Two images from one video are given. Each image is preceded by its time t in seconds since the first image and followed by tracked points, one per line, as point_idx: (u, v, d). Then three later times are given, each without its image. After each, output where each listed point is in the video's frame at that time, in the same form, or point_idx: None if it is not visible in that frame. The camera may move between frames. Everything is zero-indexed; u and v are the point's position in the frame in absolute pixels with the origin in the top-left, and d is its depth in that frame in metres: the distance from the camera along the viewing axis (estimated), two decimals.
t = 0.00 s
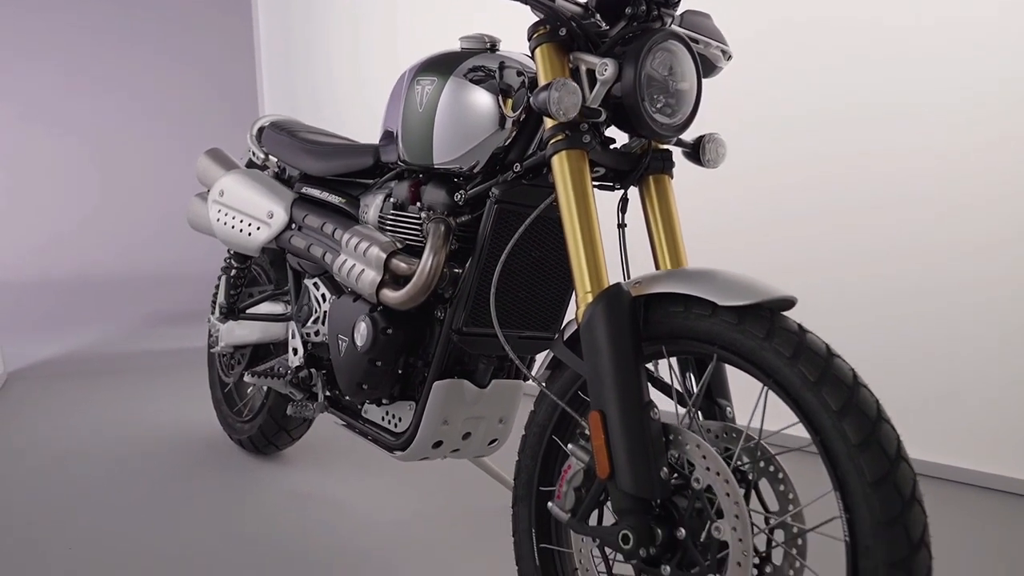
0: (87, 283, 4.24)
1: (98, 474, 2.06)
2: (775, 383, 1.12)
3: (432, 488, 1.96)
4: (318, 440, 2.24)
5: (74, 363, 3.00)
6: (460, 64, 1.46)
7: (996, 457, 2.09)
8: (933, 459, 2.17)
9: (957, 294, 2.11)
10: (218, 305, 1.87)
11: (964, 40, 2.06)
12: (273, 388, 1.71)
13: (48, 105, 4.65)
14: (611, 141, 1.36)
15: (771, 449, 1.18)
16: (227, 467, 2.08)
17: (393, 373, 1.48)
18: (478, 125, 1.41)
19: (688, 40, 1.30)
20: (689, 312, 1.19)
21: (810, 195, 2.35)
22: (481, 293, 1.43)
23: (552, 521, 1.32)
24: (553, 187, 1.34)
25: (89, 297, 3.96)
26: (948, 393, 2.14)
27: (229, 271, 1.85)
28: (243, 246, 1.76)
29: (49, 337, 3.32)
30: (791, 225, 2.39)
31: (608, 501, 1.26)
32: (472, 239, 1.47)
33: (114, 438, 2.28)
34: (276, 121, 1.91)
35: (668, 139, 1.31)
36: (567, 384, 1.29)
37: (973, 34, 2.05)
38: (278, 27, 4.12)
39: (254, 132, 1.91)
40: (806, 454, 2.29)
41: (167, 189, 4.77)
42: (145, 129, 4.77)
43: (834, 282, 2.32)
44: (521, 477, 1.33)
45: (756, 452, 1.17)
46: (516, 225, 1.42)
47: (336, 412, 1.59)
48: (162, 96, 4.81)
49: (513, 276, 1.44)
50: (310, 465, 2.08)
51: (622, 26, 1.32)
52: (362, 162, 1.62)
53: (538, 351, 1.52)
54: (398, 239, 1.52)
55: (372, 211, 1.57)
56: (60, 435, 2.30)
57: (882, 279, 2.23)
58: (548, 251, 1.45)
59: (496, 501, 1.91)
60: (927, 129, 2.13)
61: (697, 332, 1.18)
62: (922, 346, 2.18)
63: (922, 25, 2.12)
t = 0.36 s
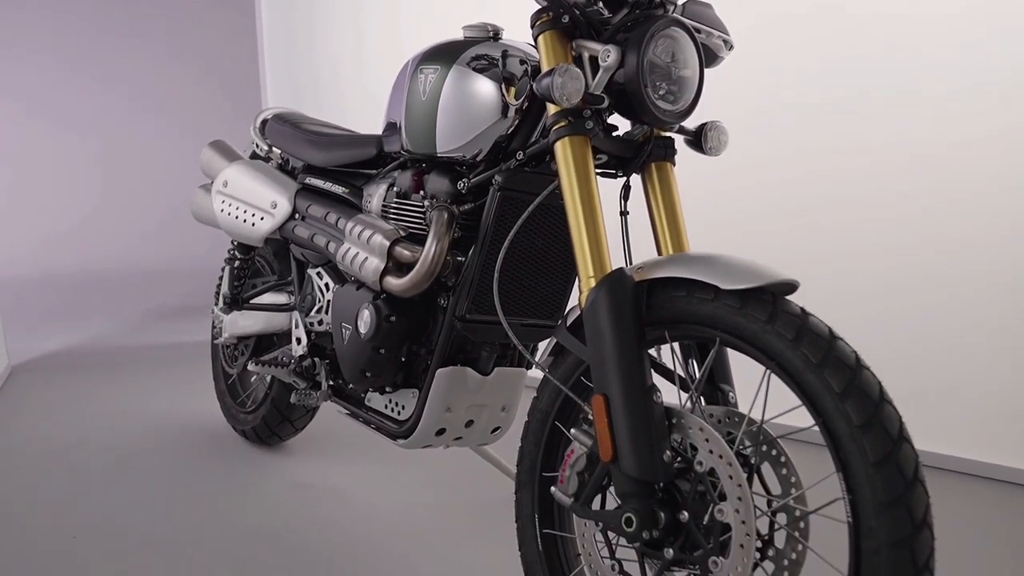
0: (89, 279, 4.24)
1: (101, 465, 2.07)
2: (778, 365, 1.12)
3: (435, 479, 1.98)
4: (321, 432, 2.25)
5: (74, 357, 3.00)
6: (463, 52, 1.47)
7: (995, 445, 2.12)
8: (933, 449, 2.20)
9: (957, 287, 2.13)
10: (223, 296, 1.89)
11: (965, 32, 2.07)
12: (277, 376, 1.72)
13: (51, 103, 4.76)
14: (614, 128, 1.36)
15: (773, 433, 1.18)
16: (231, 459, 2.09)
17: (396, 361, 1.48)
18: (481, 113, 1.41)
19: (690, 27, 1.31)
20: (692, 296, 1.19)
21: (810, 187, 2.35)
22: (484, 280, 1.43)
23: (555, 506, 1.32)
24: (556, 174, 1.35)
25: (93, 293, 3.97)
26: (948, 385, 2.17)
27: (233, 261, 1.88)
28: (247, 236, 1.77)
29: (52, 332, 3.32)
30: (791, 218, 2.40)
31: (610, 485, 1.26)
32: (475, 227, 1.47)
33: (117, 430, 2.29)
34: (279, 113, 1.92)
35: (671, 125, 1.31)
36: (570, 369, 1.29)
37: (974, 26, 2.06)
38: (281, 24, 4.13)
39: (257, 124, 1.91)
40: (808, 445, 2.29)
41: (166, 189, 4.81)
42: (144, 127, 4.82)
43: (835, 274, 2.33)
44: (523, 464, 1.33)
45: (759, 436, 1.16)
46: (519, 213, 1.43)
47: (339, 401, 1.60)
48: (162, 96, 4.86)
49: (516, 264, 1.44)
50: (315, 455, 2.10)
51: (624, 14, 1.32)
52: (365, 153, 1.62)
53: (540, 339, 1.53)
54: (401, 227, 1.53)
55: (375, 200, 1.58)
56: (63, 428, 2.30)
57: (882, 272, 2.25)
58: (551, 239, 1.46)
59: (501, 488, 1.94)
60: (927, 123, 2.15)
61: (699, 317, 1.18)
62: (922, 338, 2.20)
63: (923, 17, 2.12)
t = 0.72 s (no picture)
0: (90, 274, 4.24)
1: (104, 455, 2.07)
2: (780, 343, 1.12)
3: (438, 465, 1.99)
4: (324, 420, 2.26)
5: (76, 350, 3.00)
6: (465, 37, 1.47)
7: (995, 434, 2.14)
8: (934, 437, 2.20)
9: (957, 274, 2.14)
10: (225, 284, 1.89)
11: (965, 19, 2.07)
12: (280, 363, 1.73)
13: (59, 99, 4.88)
14: (616, 111, 1.36)
15: (774, 412, 1.18)
16: (235, 447, 2.10)
17: (399, 345, 1.49)
18: (483, 97, 1.41)
19: (692, 8, 1.30)
20: (695, 276, 1.19)
21: (811, 177, 2.35)
22: (487, 264, 1.44)
23: (557, 488, 1.33)
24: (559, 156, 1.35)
25: (96, 289, 3.97)
26: (949, 372, 2.18)
27: (236, 249, 1.87)
28: (250, 223, 1.77)
29: (55, 326, 3.33)
30: (790, 206, 2.40)
31: (613, 466, 1.26)
32: (478, 211, 1.48)
33: (121, 420, 2.29)
34: (282, 102, 1.92)
35: (673, 107, 1.32)
36: (573, 350, 1.29)
37: (975, 14, 2.06)
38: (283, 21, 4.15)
39: (260, 114, 1.91)
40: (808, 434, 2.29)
41: (167, 189, 4.83)
42: (145, 126, 4.86)
43: (836, 264, 2.33)
44: (526, 446, 1.33)
45: (762, 415, 1.16)
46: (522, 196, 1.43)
47: (342, 386, 1.61)
48: (163, 94, 4.89)
49: (518, 247, 1.45)
50: (317, 443, 2.11)
51: None
52: (368, 139, 1.62)
53: (542, 323, 1.54)
54: (403, 212, 1.53)
55: (378, 185, 1.58)
56: (66, 419, 2.30)
57: (883, 260, 2.25)
58: (554, 223, 1.46)
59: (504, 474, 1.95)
60: (926, 113, 2.16)
61: (701, 296, 1.18)
62: (923, 326, 2.21)
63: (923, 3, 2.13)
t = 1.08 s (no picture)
0: (92, 269, 4.25)
1: (110, 445, 2.09)
2: (782, 322, 1.12)
3: (441, 454, 1.99)
4: (328, 410, 2.27)
5: (80, 342, 3.02)
6: (467, 23, 1.48)
7: (995, 422, 2.14)
8: (935, 426, 2.21)
9: (957, 264, 2.15)
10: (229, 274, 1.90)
11: (965, 8, 2.08)
12: (284, 350, 1.74)
13: (67, 100, 4.99)
14: (618, 96, 1.37)
15: (776, 392, 1.18)
16: (239, 437, 2.11)
17: (402, 330, 1.49)
18: (485, 84, 1.42)
19: None
20: (696, 257, 1.20)
21: (812, 167, 2.36)
22: (489, 249, 1.44)
23: (560, 471, 1.33)
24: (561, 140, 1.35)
25: (100, 284, 3.99)
26: (951, 362, 2.19)
27: (240, 238, 1.89)
28: (253, 211, 1.78)
29: (58, 320, 3.35)
30: (791, 195, 2.41)
31: (615, 448, 1.26)
32: (480, 196, 1.48)
33: (126, 411, 2.31)
34: (285, 93, 1.92)
35: (675, 91, 1.32)
36: (576, 333, 1.29)
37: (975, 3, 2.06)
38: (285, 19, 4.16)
39: (263, 105, 1.92)
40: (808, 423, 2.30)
41: (167, 189, 4.97)
42: (149, 125, 5.00)
43: (837, 254, 2.34)
44: (528, 430, 1.34)
45: (763, 395, 1.16)
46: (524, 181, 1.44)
47: (345, 372, 1.61)
48: (167, 93, 5.03)
49: (520, 232, 1.45)
50: (322, 433, 2.12)
51: None
52: (371, 127, 1.63)
53: (544, 309, 1.55)
54: (406, 197, 1.54)
55: (381, 172, 1.59)
56: (71, 410, 2.32)
57: (885, 250, 2.26)
58: (556, 208, 1.47)
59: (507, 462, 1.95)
60: (926, 101, 2.16)
61: (703, 277, 1.19)
62: (924, 316, 2.21)
63: None
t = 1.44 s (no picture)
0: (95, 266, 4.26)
1: (113, 436, 2.10)
2: (783, 304, 1.12)
3: (444, 444, 2.00)
4: (330, 402, 2.28)
5: (83, 335, 3.03)
6: (469, 11, 1.48)
7: (995, 409, 2.14)
8: (936, 415, 2.21)
9: (957, 252, 2.16)
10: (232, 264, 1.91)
11: None
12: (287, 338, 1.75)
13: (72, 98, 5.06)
14: (618, 82, 1.37)
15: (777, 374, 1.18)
16: (242, 428, 2.12)
17: (403, 317, 1.50)
18: (487, 71, 1.42)
19: None
20: (697, 240, 1.20)
21: (812, 157, 2.37)
22: (491, 235, 1.44)
23: (561, 454, 1.33)
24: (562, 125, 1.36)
25: (103, 279, 4.00)
26: (952, 351, 2.19)
27: (241, 228, 1.90)
28: (256, 201, 1.79)
29: (62, 314, 3.36)
30: (792, 187, 2.42)
31: (616, 431, 1.27)
32: (482, 183, 1.49)
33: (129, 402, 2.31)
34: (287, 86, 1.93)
35: (676, 76, 1.32)
36: (577, 317, 1.30)
37: None
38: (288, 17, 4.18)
39: (266, 97, 1.92)
40: (808, 415, 2.31)
41: (168, 188, 5.05)
42: (152, 125, 5.07)
43: (837, 245, 2.36)
44: (529, 414, 1.34)
45: (763, 377, 1.16)
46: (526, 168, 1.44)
47: (347, 360, 1.62)
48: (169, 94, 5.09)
49: (522, 219, 1.45)
50: (324, 424, 2.13)
51: None
52: (372, 116, 1.63)
53: (545, 296, 1.56)
54: (409, 185, 1.55)
55: (383, 161, 1.60)
56: (75, 402, 2.33)
57: (886, 240, 2.27)
58: (557, 195, 1.47)
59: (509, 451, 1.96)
60: (926, 92, 2.17)
61: (704, 259, 1.19)
62: (925, 306, 2.22)
63: None
